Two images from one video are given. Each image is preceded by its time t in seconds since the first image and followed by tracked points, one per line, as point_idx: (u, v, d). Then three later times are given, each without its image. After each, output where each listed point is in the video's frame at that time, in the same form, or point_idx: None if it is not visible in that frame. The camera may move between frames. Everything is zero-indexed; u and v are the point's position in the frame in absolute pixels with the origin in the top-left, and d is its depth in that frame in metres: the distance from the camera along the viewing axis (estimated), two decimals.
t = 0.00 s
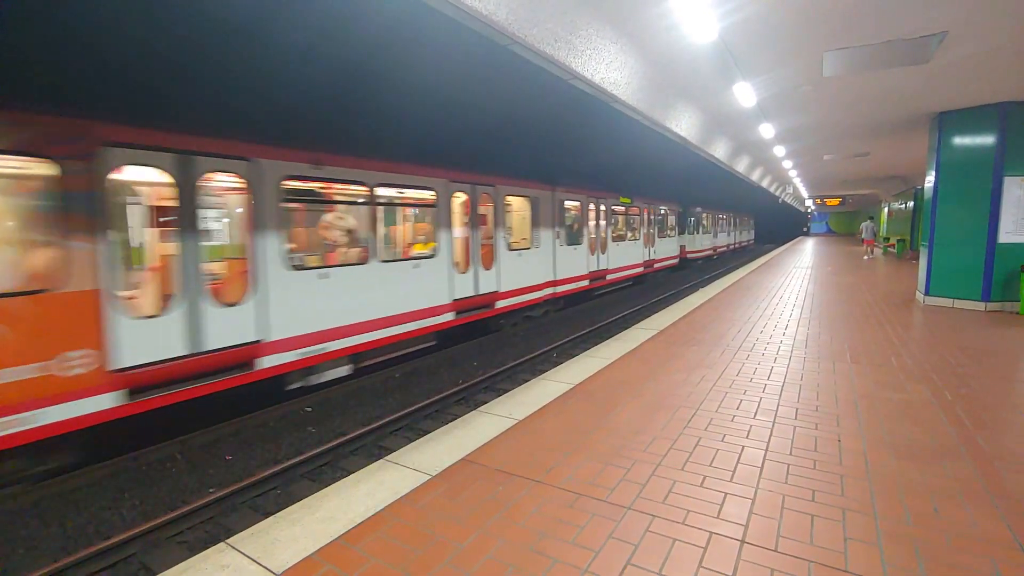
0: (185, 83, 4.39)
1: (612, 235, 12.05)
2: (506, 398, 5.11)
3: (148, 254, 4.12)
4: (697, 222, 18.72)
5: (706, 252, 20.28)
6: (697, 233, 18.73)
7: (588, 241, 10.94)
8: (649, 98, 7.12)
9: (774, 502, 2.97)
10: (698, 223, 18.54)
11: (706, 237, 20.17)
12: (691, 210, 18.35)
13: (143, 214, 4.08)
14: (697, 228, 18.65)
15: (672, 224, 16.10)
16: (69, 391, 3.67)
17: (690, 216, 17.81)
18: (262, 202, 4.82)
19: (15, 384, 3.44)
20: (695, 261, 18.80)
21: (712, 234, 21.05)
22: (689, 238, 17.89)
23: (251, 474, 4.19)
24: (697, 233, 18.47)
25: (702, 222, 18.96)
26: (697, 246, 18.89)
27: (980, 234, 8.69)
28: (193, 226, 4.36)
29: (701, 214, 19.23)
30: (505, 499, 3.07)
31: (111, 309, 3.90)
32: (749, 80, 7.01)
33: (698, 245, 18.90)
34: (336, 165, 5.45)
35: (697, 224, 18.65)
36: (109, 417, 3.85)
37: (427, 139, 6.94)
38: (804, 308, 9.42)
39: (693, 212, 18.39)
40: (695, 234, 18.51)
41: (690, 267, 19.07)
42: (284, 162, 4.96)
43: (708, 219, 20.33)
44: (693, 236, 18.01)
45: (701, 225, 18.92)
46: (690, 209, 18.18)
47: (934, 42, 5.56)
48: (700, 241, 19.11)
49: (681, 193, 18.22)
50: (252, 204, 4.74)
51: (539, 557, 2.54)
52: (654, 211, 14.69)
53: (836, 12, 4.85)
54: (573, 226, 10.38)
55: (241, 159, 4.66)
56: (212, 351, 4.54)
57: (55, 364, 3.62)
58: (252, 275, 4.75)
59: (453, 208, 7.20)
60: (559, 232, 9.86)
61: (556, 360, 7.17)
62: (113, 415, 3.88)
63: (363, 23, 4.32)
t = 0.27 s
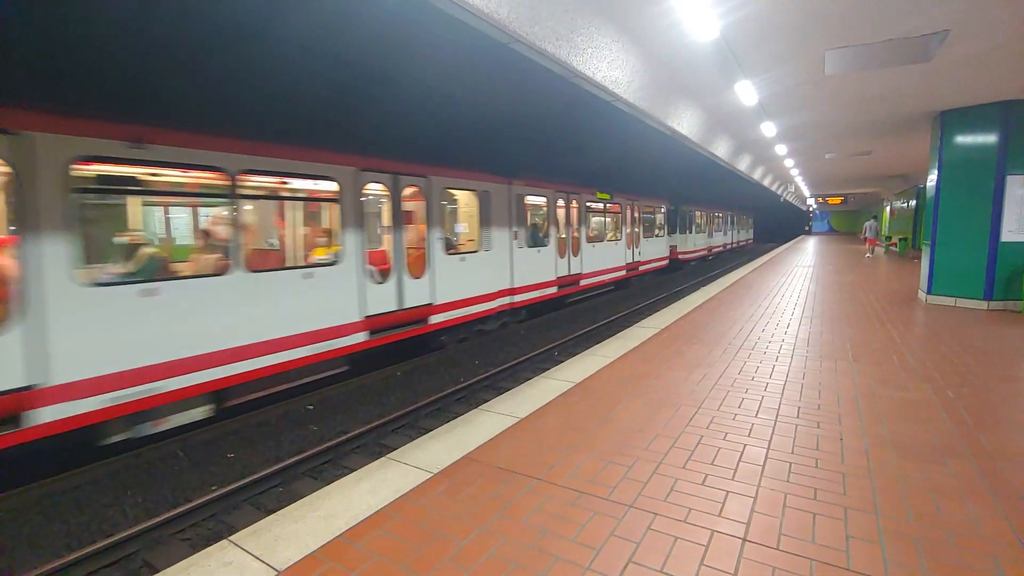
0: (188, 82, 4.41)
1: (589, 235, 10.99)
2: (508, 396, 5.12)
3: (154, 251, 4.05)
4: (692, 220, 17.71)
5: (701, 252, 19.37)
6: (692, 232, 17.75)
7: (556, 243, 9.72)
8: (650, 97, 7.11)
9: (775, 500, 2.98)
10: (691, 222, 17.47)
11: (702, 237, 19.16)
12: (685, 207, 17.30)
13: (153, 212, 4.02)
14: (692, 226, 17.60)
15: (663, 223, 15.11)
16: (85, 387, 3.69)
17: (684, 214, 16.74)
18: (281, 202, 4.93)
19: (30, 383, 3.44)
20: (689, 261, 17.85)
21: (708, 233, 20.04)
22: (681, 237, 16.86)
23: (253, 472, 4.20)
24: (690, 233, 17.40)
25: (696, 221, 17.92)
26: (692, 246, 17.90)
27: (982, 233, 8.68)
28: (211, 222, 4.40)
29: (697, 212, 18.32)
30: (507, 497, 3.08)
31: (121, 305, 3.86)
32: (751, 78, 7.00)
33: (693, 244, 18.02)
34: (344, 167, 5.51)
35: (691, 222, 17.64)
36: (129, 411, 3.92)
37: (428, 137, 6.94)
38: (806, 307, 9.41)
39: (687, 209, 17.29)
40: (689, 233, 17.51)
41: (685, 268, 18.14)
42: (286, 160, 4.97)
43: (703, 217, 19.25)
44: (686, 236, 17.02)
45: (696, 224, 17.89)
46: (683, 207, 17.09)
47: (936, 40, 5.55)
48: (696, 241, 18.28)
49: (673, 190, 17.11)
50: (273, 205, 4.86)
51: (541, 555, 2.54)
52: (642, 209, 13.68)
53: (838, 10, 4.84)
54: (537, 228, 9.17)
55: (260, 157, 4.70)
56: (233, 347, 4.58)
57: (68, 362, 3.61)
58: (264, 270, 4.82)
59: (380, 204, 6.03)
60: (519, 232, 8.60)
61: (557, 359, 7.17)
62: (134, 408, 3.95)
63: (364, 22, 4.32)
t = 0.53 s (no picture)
0: (192, 82, 4.44)
1: (559, 237, 9.84)
2: (510, 396, 5.12)
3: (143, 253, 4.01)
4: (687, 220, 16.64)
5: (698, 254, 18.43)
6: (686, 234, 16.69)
7: (515, 247, 8.53)
8: (653, 97, 7.09)
9: (777, 502, 2.97)
10: (684, 222, 16.33)
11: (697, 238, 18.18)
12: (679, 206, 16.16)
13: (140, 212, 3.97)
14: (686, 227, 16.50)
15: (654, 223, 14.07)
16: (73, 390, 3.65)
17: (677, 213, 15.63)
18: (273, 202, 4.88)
19: (20, 388, 3.43)
20: (684, 264, 16.79)
21: (705, 234, 18.99)
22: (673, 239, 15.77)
23: (255, 471, 4.21)
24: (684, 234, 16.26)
25: (690, 222, 16.85)
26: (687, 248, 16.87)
27: (986, 235, 8.64)
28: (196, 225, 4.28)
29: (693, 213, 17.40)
30: (509, 498, 3.07)
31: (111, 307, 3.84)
32: (754, 79, 6.97)
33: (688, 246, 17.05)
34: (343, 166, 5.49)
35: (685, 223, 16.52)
36: (112, 415, 3.84)
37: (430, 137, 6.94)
38: (809, 308, 9.38)
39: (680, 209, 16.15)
40: (684, 234, 16.37)
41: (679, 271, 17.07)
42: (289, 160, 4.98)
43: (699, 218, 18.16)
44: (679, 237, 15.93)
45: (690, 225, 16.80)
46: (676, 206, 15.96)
47: (941, 41, 5.52)
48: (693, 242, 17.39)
49: (665, 189, 16.00)
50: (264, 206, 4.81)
51: (542, 555, 2.54)
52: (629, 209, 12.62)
53: (843, 9, 4.81)
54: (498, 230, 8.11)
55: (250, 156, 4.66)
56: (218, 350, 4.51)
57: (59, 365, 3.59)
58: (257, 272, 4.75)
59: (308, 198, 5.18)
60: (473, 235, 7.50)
61: (560, 359, 7.16)
62: (117, 412, 3.86)
63: (368, 22, 4.32)
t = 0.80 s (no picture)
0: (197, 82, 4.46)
1: (527, 239, 8.77)
2: (513, 396, 5.13)
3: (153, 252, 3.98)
4: (680, 219, 15.49)
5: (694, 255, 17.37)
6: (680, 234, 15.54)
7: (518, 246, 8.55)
8: (656, 98, 7.08)
9: (781, 503, 2.96)
10: (677, 222, 15.23)
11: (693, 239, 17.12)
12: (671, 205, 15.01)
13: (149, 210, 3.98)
14: (679, 226, 15.37)
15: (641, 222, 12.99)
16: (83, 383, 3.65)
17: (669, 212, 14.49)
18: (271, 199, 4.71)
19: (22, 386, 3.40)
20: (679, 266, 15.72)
21: (700, 234, 17.88)
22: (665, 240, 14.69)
23: (259, 469, 4.22)
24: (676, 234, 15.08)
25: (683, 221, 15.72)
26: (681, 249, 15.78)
27: (991, 236, 8.60)
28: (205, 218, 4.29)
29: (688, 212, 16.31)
30: (511, 497, 3.07)
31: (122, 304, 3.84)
32: (758, 79, 6.95)
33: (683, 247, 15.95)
34: (347, 165, 5.46)
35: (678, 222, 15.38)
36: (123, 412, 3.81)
37: (433, 137, 6.94)
38: (812, 309, 9.35)
39: (673, 207, 15.03)
40: (677, 235, 15.21)
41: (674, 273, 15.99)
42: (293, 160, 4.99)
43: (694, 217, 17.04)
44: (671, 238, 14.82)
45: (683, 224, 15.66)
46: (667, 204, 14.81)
47: (946, 41, 5.51)
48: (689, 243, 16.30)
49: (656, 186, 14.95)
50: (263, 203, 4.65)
51: (545, 555, 2.55)
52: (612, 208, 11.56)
53: (848, 9, 4.79)
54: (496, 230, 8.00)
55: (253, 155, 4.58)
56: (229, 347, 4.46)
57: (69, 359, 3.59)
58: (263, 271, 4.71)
59: (264, 186, 4.72)
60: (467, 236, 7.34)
61: (562, 359, 7.16)
62: (127, 409, 3.83)
63: (372, 23, 4.33)
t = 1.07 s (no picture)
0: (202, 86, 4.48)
1: (476, 245, 7.55)
2: (515, 399, 5.13)
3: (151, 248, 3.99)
4: (672, 222, 14.69)
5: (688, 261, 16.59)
6: (671, 239, 14.76)
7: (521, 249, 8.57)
8: (659, 101, 7.08)
9: (783, 508, 2.95)
10: (668, 226, 14.42)
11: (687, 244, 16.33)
12: (661, 207, 14.20)
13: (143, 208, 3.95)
14: (670, 230, 14.60)
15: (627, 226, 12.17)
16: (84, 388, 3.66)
17: (657, 215, 13.72)
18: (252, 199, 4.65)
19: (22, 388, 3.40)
20: (670, 273, 14.96)
21: (695, 239, 17.10)
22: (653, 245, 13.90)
23: (261, 472, 4.23)
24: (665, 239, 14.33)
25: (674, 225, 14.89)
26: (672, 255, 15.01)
27: (995, 240, 8.57)
28: (199, 218, 4.29)
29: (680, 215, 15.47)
30: (513, 501, 3.07)
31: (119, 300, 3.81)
32: (761, 82, 6.94)
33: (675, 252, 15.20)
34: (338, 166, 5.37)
35: (670, 225, 14.59)
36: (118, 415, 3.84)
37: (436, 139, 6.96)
38: (815, 313, 9.33)
39: (663, 210, 14.21)
40: (667, 240, 14.49)
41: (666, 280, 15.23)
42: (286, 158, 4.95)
43: (687, 220, 16.22)
44: (660, 242, 14.05)
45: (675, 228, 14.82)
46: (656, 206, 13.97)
47: (949, 45, 5.51)
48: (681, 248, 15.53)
49: (648, 188, 14.08)
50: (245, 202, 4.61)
51: (547, 559, 2.54)
52: (592, 211, 10.71)
53: (852, 12, 4.79)
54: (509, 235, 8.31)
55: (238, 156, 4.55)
56: (222, 351, 4.48)
57: (72, 361, 3.60)
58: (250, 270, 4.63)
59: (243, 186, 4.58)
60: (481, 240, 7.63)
61: (564, 362, 7.15)
62: (122, 412, 3.86)
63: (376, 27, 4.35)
